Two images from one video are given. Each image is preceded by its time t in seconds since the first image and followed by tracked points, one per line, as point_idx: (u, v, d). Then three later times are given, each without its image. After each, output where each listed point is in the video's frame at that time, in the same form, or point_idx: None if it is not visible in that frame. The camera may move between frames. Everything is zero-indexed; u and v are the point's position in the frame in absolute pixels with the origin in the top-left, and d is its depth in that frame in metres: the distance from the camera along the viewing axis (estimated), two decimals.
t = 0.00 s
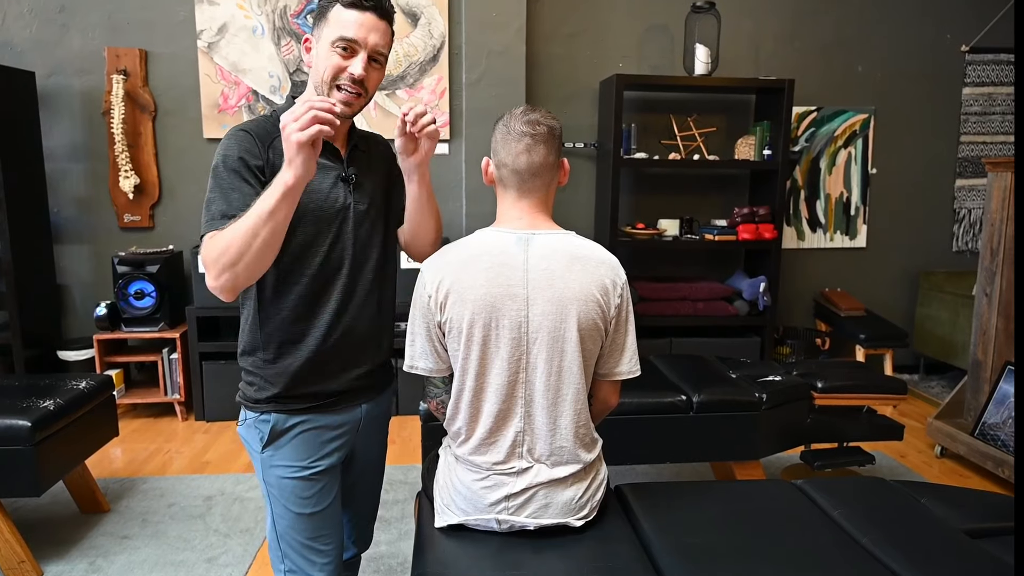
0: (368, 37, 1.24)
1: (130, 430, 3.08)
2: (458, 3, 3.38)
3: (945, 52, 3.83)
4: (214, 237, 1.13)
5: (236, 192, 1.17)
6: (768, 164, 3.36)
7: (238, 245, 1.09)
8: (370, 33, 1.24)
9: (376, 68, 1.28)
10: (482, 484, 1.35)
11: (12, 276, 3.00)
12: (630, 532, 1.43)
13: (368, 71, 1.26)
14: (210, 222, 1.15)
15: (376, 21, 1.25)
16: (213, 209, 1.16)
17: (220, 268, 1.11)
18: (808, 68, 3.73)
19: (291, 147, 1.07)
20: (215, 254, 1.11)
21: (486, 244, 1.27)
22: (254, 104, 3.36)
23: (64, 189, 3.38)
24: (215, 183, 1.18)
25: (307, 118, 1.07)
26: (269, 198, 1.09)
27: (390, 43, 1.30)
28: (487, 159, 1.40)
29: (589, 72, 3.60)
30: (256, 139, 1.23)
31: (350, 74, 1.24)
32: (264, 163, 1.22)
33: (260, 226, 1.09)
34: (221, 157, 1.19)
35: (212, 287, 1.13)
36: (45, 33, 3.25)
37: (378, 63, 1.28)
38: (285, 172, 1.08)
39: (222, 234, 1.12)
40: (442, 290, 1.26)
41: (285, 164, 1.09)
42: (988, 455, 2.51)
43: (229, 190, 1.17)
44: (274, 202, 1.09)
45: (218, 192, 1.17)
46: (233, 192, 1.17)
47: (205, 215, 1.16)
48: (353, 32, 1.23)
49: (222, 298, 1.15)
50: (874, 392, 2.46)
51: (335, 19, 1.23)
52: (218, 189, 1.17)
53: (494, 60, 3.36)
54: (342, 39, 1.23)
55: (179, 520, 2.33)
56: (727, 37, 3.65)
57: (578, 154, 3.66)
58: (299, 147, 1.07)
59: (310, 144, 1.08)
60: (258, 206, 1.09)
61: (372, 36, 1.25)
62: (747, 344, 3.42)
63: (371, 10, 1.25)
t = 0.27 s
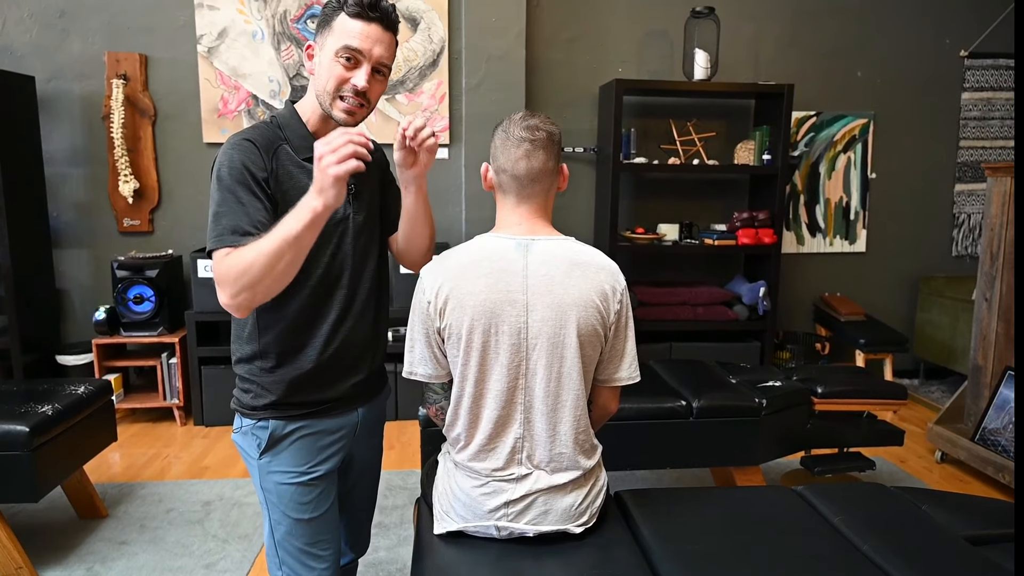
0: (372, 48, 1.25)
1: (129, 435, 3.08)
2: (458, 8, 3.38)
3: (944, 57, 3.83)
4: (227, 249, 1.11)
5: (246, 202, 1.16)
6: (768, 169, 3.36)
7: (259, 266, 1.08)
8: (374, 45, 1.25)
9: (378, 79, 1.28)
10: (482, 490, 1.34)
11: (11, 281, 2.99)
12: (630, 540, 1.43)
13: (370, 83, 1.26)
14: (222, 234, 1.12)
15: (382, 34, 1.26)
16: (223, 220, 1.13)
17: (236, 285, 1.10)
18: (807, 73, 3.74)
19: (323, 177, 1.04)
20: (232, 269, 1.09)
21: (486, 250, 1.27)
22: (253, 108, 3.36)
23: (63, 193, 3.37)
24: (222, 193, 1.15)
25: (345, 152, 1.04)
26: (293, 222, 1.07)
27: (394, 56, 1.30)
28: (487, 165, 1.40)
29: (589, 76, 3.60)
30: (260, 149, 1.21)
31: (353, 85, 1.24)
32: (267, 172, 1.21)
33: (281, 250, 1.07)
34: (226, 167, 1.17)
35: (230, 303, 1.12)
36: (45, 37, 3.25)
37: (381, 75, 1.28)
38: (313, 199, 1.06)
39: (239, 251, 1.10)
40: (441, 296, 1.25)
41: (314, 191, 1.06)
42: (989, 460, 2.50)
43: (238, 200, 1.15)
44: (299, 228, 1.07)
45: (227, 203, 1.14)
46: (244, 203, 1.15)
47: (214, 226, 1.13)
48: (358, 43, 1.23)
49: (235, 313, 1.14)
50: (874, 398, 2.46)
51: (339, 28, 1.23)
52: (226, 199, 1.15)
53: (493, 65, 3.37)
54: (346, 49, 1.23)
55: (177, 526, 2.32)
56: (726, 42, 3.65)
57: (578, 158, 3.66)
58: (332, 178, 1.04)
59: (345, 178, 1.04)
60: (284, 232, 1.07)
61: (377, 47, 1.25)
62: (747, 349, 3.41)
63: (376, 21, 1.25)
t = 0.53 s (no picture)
0: (374, 61, 1.25)
1: (128, 441, 3.08)
2: (458, 14, 3.39)
3: (945, 64, 3.84)
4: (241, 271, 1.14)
5: (249, 221, 1.16)
6: (768, 175, 3.36)
7: (277, 303, 1.11)
8: (376, 58, 1.25)
9: (379, 92, 1.29)
10: (482, 498, 1.34)
11: (12, 286, 3.00)
12: (630, 548, 1.42)
13: (371, 96, 1.26)
14: (227, 256, 1.14)
15: (384, 47, 1.26)
16: (228, 241, 1.14)
17: (249, 311, 1.13)
18: (807, 79, 3.74)
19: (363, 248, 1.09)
20: (249, 296, 1.12)
21: (486, 257, 1.26)
22: (254, 114, 3.37)
23: (64, 198, 3.38)
24: (225, 210, 1.16)
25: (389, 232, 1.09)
26: (323, 274, 1.11)
27: (395, 68, 1.31)
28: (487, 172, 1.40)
29: (589, 82, 3.61)
30: (262, 163, 1.21)
31: (354, 98, 1.24)
32: (269, 186, 1.21)
33: (301, 295, 1.11)
34: (228, 183, 1.17)
35: (237, 323, 1.15)
36: (47, 43, 3.27)
37: (382, 87, 1.28)
38: (347, 261, 1.10)
39: (251, 278, 1.13)
40: (441, 303, 1.25)
41: (349, 254, 1.10)
42: (992, 468, 2.49)
43: (241, 219, 1.16)
44: (325, 280, 1.11)
45: (231, 222, 1.15)
46: (248, 223, 1.16)
47: (219, 246, 1.15)
48: (360, 56, 1.23)
49: (242, 332, 1.17)
50: (875, 405, 2.45)
51: (342, 40, 1.24)
52: (229, 218, 1.16)
53: (494, 71, 3.37)
54: (348, 62, 1.23)
55: (177, 532, 2.32)
56: (727, 48, 3.66)
57: (578, 164, 3.67)
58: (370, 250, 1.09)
59: (384, 256, 1.09)
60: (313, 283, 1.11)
61: (379, 61, 1.25)
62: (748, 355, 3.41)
63: (378, 34, 1.25)
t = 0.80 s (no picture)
0: (373, 63, 1.25)
1: (129, 443, 3.08)
2: (459, 18, 3.39)
3: (946, 67, 3.83)
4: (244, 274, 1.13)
5: (250, 222, 1.16)
6: (769, 178, 3.35)
7: (277, 310, 1.09)
8: (374, 60, 1.25)
9: (379, 94, 1.29)
10: (482, 502, 1.34)
11: (13, 288, 3.00)
12: (630, 552, 1.42)
13: (370, 97, 1.26)
14: (229, 258, 1.13)
15: (382, 48, 1.26)
16: (229, 243, 1.14)
17: (246, 315, 1.11)
18: (809, 83, 3.74)
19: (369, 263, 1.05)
20: (250, 302, 1.10)
21: (487, 260, 1.26)
22: (256, 117, 3.38)
23: (66, 200, 3.39)
24: (226, 213, 1.16)
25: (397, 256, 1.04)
26: (326, 286, 1.08)
27: (394, 70, 1.31)
28: (488, 176, 1.40)
29: (590, 86, 3.61)
30: (263, 166, 1.22)
31: (353, 100, 1.25)
32: (269, 189, 1.21)
33: (301, 304, 1.09)
34: (229, 186, 1.17)
35: (235, 326, 1.13)
36: (49, 46, 3.27)
37: (381, 89, 1.28)
38: (351, 275, 1.07)
39: (252, 281, 1.12)
40: (442, 306, 1.25)
41: (354, 269, 1.07)
42: (993, 472, 2.49)
43: (242, 221, 1.16)
44: (327, 292, 1.08)
45: (232, 224, 1.15)
46: (250, 224, 1.16)
47: (220, 248, 1.14)
48: (358, 58, 1.23)
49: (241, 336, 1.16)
50: (877, 409, 2.44)
51: (340, 43, 1.24)
52: (231, 220, 1.15)
53: (495, 74, 3.38)
54: (347, 64, 1.23)
55: (177, 535, 2.31)
56: (728, 51, 3.66)
57: (579, 167, 3.66)
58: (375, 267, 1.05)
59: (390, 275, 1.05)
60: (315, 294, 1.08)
61: (377, 62, 1.25)
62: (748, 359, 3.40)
63: (376, 36, 1.25)
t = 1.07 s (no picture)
0: (371, 61, 1.25)
1: (131, 448, 3.08)
2: (461, 23, 3.40)
3: (948, 72, 3.83)
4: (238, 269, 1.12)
5: (247, 222, 1.16)
6: (771, 183, 3.35)
7: (269, 293, 1.09)
8: (372, 58, 1.25)
9: (378, 93, 1.29)
10: (483, 509, 1.33)
11: (16, 293, 3.01)
12: (632, 559, 1.41)
13: (370, 95, 1.26)
14: (225, 257, 1.13)
15: (379, 47, 1.26)
16: (225, 242, 1.14)
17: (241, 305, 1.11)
18: (810, 88, 3.74)
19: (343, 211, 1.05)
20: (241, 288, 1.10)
21: (488, 266, 1.26)
22: (258, 123, 3.39)
23: (69, 206, 3.40)
24: (225, 213, 1.16)
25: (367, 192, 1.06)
26: (310, 253, 1.08)
27: (392, 68, 1.31)
28: (490, 182, 1.40)
29: (592, 91, 3.61)
30: (263, 167, 1.22)
31: (353, 99, 1.24)
32: (269, 191, 1.22)
33: (292, 279, 1.09)
34: (229, 186, 1.18)
35: (233, 324, 1.13)
36: (53, 52, 3.29)
37: (380, 88, 1.28)
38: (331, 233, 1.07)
39: (243, 274, 1.12)
40: (443, 312, 1.25)
41: (333, 225, 1.07)
42: (997, 479, 2.48)
43: (239, 221, 1.16)
44: (313, 259, 1.08)
45: (230, 223, 1.15)
46: (247, 224, 1.16)
47: (217, 248, 1.14)
48: (356, 57, 1.24)
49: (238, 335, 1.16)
50: (880, 415, 2.44)
51: (337, 44, 1.24)
52: (229, 220, 1.16)
53: (496, 80, 3.38)
54: (345, 64, 1.24)
55: (178, 540, 2.31)
56: (729, 57, 3.66)
57: (581, 172, 3.67)
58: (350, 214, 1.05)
59: (366, 217, 1.06)
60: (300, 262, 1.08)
61: (375, 60, 1.25)
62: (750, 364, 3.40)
63: (373, 35, 1.26)
